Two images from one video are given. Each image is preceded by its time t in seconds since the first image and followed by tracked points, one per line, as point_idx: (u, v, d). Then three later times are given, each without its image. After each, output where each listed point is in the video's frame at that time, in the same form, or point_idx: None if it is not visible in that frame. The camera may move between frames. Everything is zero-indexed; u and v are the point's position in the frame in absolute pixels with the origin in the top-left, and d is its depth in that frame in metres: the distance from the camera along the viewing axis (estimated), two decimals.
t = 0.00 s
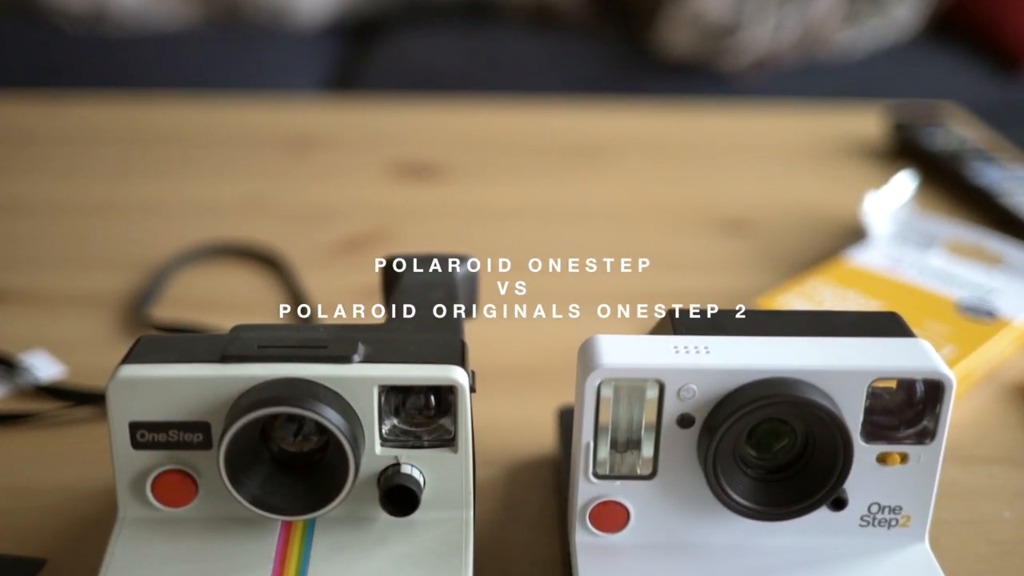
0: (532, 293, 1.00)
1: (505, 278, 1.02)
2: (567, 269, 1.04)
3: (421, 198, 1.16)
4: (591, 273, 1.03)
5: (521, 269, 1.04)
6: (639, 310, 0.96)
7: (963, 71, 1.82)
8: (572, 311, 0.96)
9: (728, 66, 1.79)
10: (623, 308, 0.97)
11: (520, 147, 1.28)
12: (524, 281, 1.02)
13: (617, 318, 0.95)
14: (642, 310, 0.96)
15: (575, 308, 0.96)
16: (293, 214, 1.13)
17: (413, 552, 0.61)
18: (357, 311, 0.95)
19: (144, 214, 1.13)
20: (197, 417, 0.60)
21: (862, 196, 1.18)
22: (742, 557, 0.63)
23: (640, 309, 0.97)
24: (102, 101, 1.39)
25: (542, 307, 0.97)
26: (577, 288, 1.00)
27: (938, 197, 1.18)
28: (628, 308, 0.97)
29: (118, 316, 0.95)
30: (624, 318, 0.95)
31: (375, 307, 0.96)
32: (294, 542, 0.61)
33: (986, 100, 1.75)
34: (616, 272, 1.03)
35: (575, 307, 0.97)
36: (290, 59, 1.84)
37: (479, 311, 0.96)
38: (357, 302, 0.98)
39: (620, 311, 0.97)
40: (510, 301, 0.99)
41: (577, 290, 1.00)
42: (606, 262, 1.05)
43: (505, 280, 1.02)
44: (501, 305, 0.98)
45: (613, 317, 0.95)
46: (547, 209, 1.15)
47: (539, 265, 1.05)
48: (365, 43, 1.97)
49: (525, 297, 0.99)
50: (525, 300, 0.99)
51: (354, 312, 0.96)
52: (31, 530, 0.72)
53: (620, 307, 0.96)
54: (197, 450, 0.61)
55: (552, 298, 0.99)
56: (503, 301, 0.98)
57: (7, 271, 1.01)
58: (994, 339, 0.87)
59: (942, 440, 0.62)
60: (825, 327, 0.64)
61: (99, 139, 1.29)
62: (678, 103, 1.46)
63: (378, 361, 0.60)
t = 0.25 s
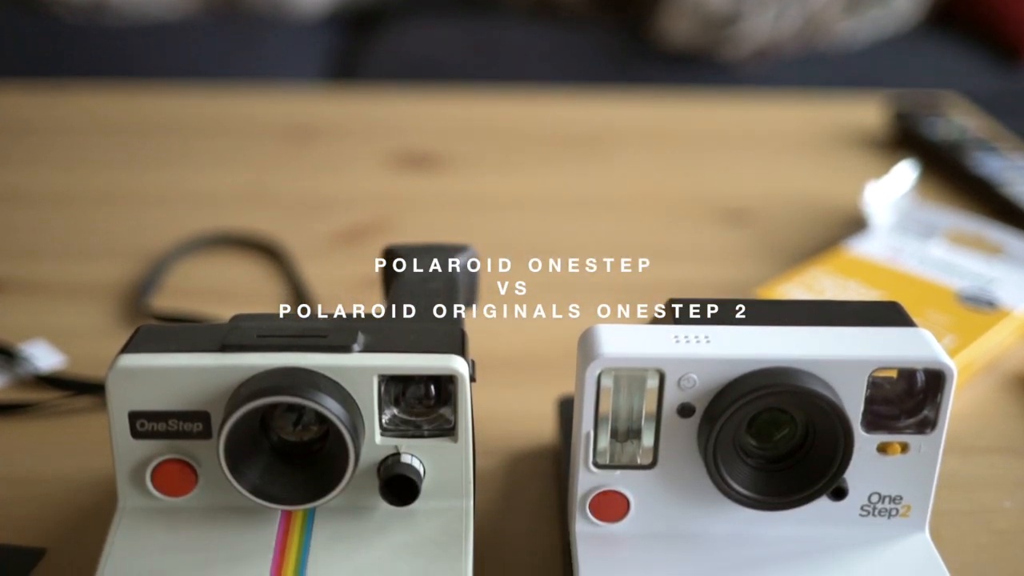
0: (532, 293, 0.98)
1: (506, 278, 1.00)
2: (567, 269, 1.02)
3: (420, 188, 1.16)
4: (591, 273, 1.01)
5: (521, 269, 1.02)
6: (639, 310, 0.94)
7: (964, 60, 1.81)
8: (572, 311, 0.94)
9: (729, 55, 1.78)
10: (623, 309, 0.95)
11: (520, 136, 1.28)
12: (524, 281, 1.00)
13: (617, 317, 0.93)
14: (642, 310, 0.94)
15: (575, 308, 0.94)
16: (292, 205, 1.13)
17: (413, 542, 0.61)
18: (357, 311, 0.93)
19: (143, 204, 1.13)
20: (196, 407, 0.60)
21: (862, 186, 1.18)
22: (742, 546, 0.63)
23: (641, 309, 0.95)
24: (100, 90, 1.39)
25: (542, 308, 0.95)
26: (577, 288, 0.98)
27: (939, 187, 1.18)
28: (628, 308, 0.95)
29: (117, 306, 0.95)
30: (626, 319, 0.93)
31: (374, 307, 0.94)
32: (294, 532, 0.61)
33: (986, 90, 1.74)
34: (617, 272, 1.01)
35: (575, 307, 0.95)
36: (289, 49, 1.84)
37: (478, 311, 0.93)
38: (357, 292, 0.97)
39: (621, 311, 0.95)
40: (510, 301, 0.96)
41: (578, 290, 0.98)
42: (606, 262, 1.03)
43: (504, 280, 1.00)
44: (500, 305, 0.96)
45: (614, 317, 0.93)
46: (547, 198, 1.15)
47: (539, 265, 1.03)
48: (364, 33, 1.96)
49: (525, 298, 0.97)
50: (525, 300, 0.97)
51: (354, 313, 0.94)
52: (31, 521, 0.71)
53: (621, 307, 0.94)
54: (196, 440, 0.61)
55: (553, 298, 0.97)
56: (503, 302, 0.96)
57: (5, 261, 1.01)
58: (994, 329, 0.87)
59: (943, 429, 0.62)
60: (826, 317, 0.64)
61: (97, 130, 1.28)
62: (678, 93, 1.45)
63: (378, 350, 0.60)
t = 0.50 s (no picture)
0: (532, 293, 0.96)
1: (506, 278, 0.99)
2: (567, 269, 1.00)
3: (420, 179, 1.16)
4: (591, 273, 0.99)
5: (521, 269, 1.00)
6: (640, 310, 0.93)
7: (966, 52, 1.81)
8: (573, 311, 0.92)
9: (730, 45, 1.77)
10: (624, 308, 0.93)
11: (520, 127, 1.28)
12: (525, 281, 0.99)
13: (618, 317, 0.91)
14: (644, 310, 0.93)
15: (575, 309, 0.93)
16: (291, 196, 1.12)
17: (413, 532, 0.60)
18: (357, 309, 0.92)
19: (143, 195, 1.12)
20: (196, 398, 0.60)
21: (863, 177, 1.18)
22: (742, 537, 0.63)
23: (641, 308, 0.93)
24: (99, 81, 1.39)
25: (542, 308, 0.93)
26: (578, 288, 0.96)
27: (940, 178, 1.17)
28: (629, 307, 0.94)
29: (117, 296, 0.95)
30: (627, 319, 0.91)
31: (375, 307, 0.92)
32: (294, 522, 0.61)
33: (987, 81, 1.74)
34: (617, 272, 0.99)
35: (575, 307, 0.93)
36: (289, 40, 1.84)
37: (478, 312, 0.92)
38: (356, 283, 0.97)
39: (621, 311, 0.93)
40: (510, 301, 0.95)
41: (579, 288, 0.97)
42: (605, 262, 1.01)
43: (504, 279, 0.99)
44: (500, 306, 0.94)
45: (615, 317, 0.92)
46: (547, 189, 1.15)
47: (539, 265, 1.01)
48: (364, 25, 1.96)
49: (525, 298, 0.96)
50: (526, 300, 0.95)
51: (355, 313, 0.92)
52: (31, 512, 0.71)
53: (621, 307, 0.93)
54: (197, 431, 0.61)
55: (553, 297, 0.95)
56: (503, 302, 0.94)
57: (5, 252, 1.01)
58: (995, 320, 0.87)
59: (944, 420, 0.62)
60: (827, 307, 0.64)
61: (97, 120, 1.28)
62: (678, 84, 1.45)
63: (378, 340, 0.60)
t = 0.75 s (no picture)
0: (532, 294, 0.94)
1: (505, 278, 0.97)
2: (567, 269, 0.98)
3: (419, 169, 1.16)
4: (592, 273, 0.97)
5: (520, 269, 0.99)
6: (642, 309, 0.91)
7: (967, 42, 1.80)
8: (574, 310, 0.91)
9: (731, 35, 1.77)
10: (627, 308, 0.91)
11: (520, 117, 1.28)
12: (525, 281, 0.97)
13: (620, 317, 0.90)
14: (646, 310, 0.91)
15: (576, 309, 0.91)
16: (290, 186, 1.12)
17: (413, 522, 0.60)
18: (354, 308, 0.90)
19: (142, 185, 1.12)
20: (196, 387, 0.60)
21: (863, 168, 1.17)
22: (742, 527, 0.63)
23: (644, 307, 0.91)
24: (98, 70, 1.38)
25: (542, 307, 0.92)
26: (578, 287, 0.95)
27: (940, 169, 1.17)
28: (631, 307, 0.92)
29: (117, 287, 0.94)
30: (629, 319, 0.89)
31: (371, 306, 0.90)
32: (294, 512, 0.61)
33: (988, 71, 1.74)
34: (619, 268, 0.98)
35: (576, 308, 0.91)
36: (289, 29, 1.83)
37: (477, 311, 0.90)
38: (356, 273, 0.97)
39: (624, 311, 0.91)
40: (510, 302, 0.93)
41: (580, 285, 0.95)
42: (606, 262, 0.99)
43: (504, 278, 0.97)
44: (500, 307, 0.92)
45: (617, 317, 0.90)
46: (547, 180, 1.14)
47: (539, 265, 0.99)
48: (364, 16, 1.95)
49: (525, 298, 0.94)
50: (525, 301, 0.93)
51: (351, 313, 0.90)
52: (31, 502, 0.71)
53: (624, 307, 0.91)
54: (196, 421, 0.61)
55: (553, 297, 0.94)
56: (503, 303, 0.92)
57: (4, 242, 1.01)
58: (996, 310, 0.87)
59: (945, 410, 0.62)
60: (827, 297, 0.64)
61: (96, 110, 1.28)
62: (679, 74, 1.45)
63: (378, 330, 0.60)
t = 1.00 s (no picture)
0: (532, 294, 0.93)
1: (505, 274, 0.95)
2: (567, 269, 0.96)
3: (419, 159, 1.16)
4: (592, 269, 0.96)
5: (520, 265, 0.97)
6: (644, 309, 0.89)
7: (967, 33, 1.80)
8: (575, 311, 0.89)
9: (732, 25, 1.77)
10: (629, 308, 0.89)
11: (520, 107, 1.27)
12: (524, 282, 0.95)
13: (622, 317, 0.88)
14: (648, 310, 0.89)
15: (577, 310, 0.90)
16: (290, 176, 1.12)
17: (413, 512, 0.60)
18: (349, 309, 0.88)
19: (141, 176, 1.12)
20: (196, 377, 0.60)
21: (864, 158, 1.17)
22: (742, 517, 0.62)
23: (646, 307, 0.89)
24: (97, 60, 1.38)
25: (542, 304, 0.91)
26: (579, 284, 0.94)
27: (941, 159, 1.17)
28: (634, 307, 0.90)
29: (116, 276, 0.94)
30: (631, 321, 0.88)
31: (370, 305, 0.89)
32: (294, 502, 0.61)
33: (988, 62, 1.73)
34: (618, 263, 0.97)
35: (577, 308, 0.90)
36: (289, 20, 1.83)
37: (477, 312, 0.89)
38: (355, 264, 0.97)
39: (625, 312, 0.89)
40: (510, 301, 0.91)
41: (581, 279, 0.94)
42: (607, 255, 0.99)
43: (504, 273, 0.96)
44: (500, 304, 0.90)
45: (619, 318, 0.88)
46: (547, 170, 1.14)
47: (539, 265, 0.98)
48: (363, 6, 1.95)
49: (525, 293, 0.93)
50: (525, 301, 0.91)
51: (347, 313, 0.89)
52: (31, 493, 0.71)
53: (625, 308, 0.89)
54: (196, 411, 0.61)
55: (554, 293, 0.92)
56: (503, 302, 0.90)
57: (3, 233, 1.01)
58: (996, 301, 0.87)
59: (946, 400, 0.62)
60: (829, 288, 0.63)
61: (95, 101, 1.27)
62: (679, 64, 1.45)
63: (378, 320, 0.60)
